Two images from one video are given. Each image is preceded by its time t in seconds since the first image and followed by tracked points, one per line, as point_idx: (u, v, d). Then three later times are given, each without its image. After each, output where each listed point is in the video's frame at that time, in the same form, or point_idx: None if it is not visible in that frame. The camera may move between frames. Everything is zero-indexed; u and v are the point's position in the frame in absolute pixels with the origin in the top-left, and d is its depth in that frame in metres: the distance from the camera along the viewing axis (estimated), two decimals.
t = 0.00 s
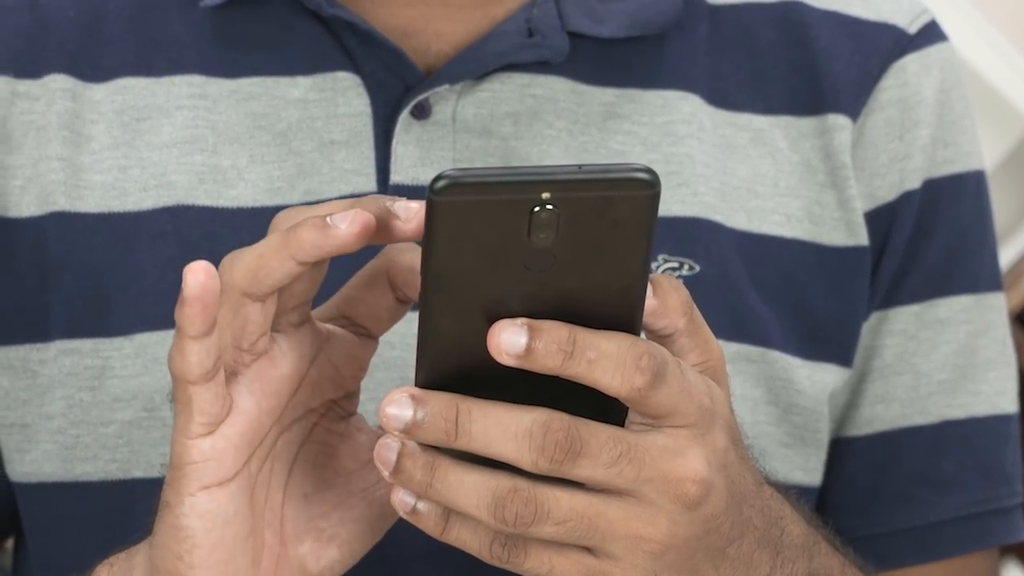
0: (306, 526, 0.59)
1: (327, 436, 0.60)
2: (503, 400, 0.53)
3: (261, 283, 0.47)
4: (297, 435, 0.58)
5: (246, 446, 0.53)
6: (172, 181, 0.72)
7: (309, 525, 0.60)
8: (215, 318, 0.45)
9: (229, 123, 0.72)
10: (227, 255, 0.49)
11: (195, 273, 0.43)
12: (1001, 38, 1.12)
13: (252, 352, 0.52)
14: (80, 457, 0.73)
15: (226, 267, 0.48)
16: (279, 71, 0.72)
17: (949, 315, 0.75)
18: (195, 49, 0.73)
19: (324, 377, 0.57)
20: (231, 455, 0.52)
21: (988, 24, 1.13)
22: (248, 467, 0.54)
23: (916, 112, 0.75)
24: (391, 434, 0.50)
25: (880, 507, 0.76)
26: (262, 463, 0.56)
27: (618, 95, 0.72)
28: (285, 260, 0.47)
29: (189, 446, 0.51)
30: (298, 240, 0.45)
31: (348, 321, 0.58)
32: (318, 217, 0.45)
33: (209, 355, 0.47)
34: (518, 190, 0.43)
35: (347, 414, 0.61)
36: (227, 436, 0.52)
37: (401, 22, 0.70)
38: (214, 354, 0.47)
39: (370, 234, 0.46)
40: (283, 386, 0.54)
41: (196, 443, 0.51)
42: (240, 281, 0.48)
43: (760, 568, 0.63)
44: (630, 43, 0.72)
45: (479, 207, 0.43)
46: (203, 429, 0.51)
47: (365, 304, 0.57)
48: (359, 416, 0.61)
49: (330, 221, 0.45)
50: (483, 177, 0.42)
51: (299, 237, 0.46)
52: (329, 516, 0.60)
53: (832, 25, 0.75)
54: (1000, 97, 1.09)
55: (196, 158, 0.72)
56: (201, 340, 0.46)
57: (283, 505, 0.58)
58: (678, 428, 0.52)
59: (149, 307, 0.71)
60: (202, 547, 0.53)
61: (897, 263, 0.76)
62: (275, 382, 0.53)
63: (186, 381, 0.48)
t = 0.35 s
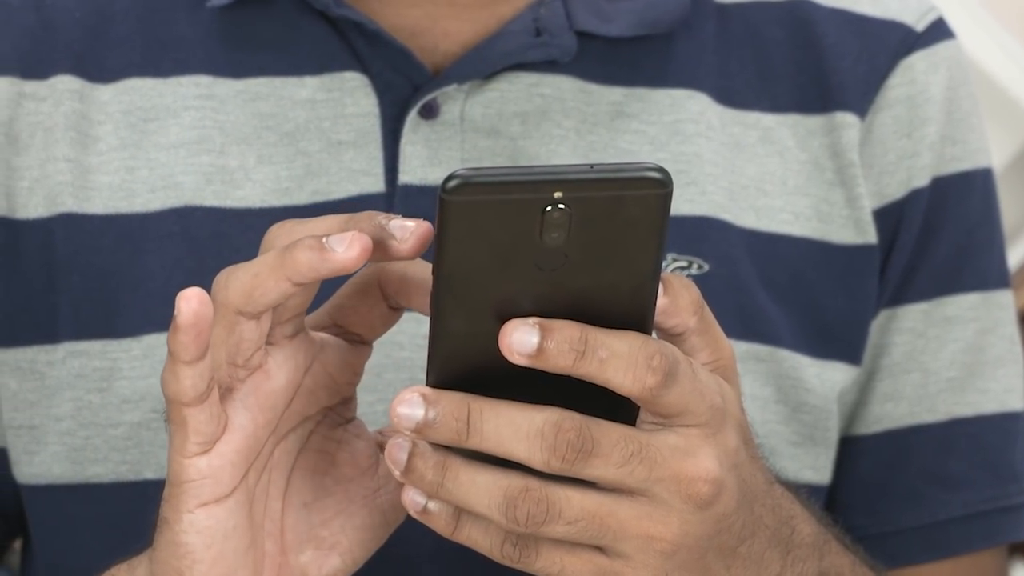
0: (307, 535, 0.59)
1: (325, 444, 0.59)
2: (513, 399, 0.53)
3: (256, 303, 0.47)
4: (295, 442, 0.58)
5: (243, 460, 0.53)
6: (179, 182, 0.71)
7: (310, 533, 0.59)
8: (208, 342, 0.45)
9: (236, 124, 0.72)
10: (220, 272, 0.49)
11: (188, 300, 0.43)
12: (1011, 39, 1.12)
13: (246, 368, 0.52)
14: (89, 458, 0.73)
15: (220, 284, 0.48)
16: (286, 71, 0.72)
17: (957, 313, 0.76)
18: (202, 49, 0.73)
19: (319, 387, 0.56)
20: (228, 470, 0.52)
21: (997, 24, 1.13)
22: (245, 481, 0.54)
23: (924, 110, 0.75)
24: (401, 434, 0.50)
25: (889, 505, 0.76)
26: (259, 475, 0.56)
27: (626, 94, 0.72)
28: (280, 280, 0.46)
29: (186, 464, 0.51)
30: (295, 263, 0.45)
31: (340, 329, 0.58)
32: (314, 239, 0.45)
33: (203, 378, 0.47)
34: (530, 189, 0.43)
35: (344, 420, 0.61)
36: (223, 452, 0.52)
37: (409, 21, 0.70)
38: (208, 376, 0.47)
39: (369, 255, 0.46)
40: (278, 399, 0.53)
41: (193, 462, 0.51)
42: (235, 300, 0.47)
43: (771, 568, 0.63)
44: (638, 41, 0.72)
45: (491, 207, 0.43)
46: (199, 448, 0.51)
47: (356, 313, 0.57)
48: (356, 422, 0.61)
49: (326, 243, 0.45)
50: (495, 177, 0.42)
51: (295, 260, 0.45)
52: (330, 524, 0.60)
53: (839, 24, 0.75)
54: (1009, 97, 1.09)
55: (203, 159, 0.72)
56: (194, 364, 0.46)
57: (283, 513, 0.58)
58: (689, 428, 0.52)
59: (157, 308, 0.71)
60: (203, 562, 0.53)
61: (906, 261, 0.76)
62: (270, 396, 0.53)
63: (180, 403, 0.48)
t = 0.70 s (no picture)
0: (309, 529, 0.58)
1: (324, 437, 0.58)
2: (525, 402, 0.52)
3: (238, 300, 0.47)
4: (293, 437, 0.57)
5: (236, 458, 0.52)
6: (191, 183, 0.71)
7: (313, 528, 0.58)
8: (188, 341, 0.45)
9: (247, 124, 0.72)
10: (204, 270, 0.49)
11: (164, 301, 0.43)
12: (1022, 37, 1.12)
13: (236, 364, 0.51)
14: (101, 460, 0.73)
15: (204, 283, 0.48)
16: (296, 72, 0.72)
17: (969, 311, 0.75)
18: (214, 49, 0.73)
19: (315, 380, 0.56)
20: (220, 469, 0.52)
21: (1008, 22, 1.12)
22: (241, 478, 0.53)
23: (936, 107, 0.75)
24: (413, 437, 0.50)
25: (902, 504, 0.76)
26: (257, 471, 0.55)
27: (638, 93, 0.72)
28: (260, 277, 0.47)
29: (177, 464, 0.50)
30: (273, 258, 0.45)
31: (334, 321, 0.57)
32: (291, 234, 0.45)
33: (187, 378, 0.47)
34: (541, 194, 0.43)
35: (346, 412, 0.60)
36: (215, 450, 0.51)
37: (420, 20, 0.70)
38: (192, 375, 0.47)
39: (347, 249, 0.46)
40: (270, 395, 0.53)
41: (184, 461, 0.51)
42: (218, 296, 0.48)
43: (784, 569, 0.63)
44: (649, 40, 0.72)
45: (503, 212, 0.43)
46: (188, 447, 0.50)
47: (348, 304, 0.57)
48: (357, 415, 0.60)
49: (303, 238, 0.45)
50: (507, 181, 0.42)
51: (273, 255, 0.45)
52: (333, 518, 0.58)
53: (850, 21, 0.75)
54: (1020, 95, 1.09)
55: (215, 159, 0.72)
56: (176, 364, 0.46)
57: (284, 508, 0.57)
58: (701, 431, 0.52)
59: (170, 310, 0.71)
60: (201, 562, 0.53)
61: (918, 260, 0.76)
62: (262, 392, 0.53)
63: (165, 405, 0.48)
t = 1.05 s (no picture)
0: (294, 525, 0.57)
1: (297, 433, 0.56)
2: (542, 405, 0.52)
3: (167, 338, 0.47)
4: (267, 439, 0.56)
5: (199, 481, 0.51)
6: (205, 184, 0.72)
7: (298, 523, 0.57)
8: (121, 394, 0.44)
9: (261, 125, 0.72)
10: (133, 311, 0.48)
11: (88, 364, 0.43)
12: None
13: (182, 393, 0.50)
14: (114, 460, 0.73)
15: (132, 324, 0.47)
16: (310, 73, 0.72)
17: (979, 314, 0.76)
18: (227, 50, 0.73)
19: (276, 384, 0.54)
20: (185, 497, 0.51)
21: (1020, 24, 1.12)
22: (211, 495, 0.53)
23: (948, 111, 0.76)
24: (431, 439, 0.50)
25: (912, 506, 0.76)
26: (229, 483, 0.54)
27: (650, 95, 0.72)
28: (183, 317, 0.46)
29: (138, 501, 0.50)
30: (187, 300, 0.45)
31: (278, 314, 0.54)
32: (200, 274, 0.45)
33: (130, 426, 0.46)
34: (563, 197, 0.43)
35: (318, 402, 0.57)
36: (176, 481, 0.50)
37: (433, 22, 0.70)
38: (135, 422, 0.46)
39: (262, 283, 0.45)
40: (226, 412, 0.52)
41: (144, 498, 0.50)
42: (146, 338, 0.47)
43: (796, 571, 0.63)
44: (662, 42, 0.73)
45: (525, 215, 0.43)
46: (145, 486, 0.49)
47: (274, 292, 0.52)
48: (326, 403, 0.57)
49: (213, 278, 0.45)
50: (530, 185, 0.42)
51: (187, 296, 0.45)
52: (317, 512, 0.57)
53: (862, 24, 0.76)
54: None
55: (228, 160, 0.72)
56: (115, 419, 0.45)
57: (267, 509, 0.56)
58: (718, 433, 0.52)
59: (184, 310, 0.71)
60: None
61: (929, 263, 0.77)
62: (215, 412, 0.52)
63: (114, 453, 0.47)
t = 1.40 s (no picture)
0: (319, 546, 0.56)
1: (346, 455, 0.58)
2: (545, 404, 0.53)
3: (281, 286, 0.48)
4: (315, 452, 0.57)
5: (256, 452, 0.52)
6: (213, 184, 0.72)
7: (323, 544, 0.56)
8: (218, 306, 0.45)
9: (269, 126, 0.72)
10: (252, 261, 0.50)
11: (192, 260, 0.42)
12: None
13: (269, 360, 0.52)
14: (121, 460, 0.73)
15: (250, 273, 0.49)
16: (319, 74, 0.72)
17: (987, 316, 0.76)
18: (236, 50, 0.73)
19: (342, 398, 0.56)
20: (240, 459, 0.51)
21: None
22: (260, 475, 0.53)
23: (956, 112, 0.76)
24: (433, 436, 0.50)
25: (918, 507, 0.77)
26: (276, 476, 0.54)
27: (658, 96, 0.73)
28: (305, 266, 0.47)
29: (198, 446, 0.50)
30: (317, 243, 0.46)
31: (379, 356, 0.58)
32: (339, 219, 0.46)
33: (217, 350, 0.47)
34: (561, 195, 0.43)
35: (367, 438, 0.60)
36: (236, 438, 0.51)
37: (441, 23, 0.70)
38: (222, 349, 0.47)
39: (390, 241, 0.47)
40: (299, 397, 0.53)
41: (206, 444, 0.50)
42: (261, 281, 0.49)
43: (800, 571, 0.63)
44: (670, 44, 0.73)
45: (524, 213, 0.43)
46: (213, 430, 0.50)
47: (399, 342, 0.57)
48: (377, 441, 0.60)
49: (349, 224, 0.46)
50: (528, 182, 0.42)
51: (318, 242, 0.46)
52: (344, 537, 0.57)
53: (870, 26, 0.76)
54: None
55: (237, 161, 0.72)
56: (206, 331, 0.46)
57: (297, 519, 0.56)
58: (719, 432, 0.52)
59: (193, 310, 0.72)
60: (210, 555, 0.52)
61: (936, 264, 0.77)
62: (292, 392, 0.53)
63: (194, 378, 0.48)
